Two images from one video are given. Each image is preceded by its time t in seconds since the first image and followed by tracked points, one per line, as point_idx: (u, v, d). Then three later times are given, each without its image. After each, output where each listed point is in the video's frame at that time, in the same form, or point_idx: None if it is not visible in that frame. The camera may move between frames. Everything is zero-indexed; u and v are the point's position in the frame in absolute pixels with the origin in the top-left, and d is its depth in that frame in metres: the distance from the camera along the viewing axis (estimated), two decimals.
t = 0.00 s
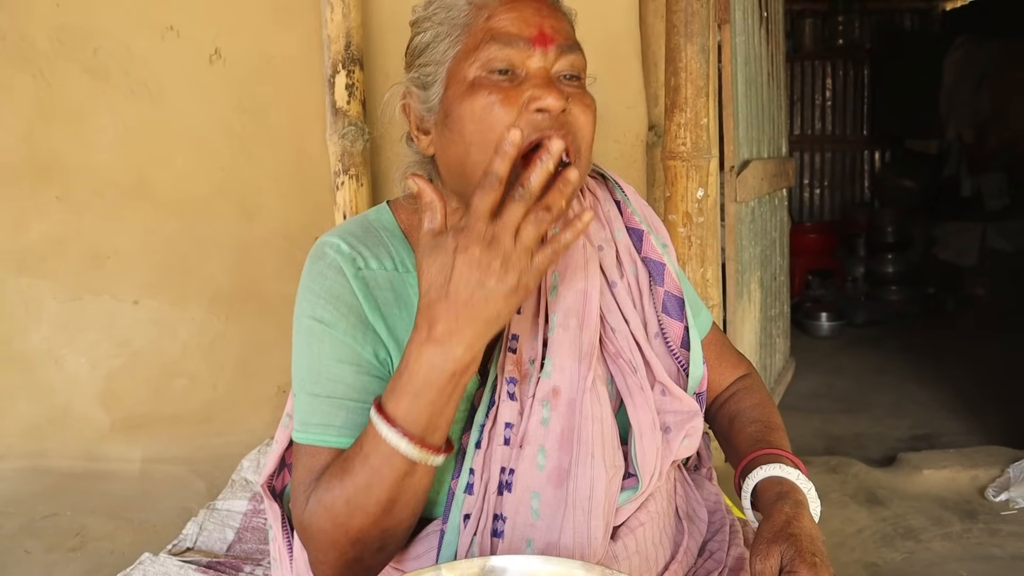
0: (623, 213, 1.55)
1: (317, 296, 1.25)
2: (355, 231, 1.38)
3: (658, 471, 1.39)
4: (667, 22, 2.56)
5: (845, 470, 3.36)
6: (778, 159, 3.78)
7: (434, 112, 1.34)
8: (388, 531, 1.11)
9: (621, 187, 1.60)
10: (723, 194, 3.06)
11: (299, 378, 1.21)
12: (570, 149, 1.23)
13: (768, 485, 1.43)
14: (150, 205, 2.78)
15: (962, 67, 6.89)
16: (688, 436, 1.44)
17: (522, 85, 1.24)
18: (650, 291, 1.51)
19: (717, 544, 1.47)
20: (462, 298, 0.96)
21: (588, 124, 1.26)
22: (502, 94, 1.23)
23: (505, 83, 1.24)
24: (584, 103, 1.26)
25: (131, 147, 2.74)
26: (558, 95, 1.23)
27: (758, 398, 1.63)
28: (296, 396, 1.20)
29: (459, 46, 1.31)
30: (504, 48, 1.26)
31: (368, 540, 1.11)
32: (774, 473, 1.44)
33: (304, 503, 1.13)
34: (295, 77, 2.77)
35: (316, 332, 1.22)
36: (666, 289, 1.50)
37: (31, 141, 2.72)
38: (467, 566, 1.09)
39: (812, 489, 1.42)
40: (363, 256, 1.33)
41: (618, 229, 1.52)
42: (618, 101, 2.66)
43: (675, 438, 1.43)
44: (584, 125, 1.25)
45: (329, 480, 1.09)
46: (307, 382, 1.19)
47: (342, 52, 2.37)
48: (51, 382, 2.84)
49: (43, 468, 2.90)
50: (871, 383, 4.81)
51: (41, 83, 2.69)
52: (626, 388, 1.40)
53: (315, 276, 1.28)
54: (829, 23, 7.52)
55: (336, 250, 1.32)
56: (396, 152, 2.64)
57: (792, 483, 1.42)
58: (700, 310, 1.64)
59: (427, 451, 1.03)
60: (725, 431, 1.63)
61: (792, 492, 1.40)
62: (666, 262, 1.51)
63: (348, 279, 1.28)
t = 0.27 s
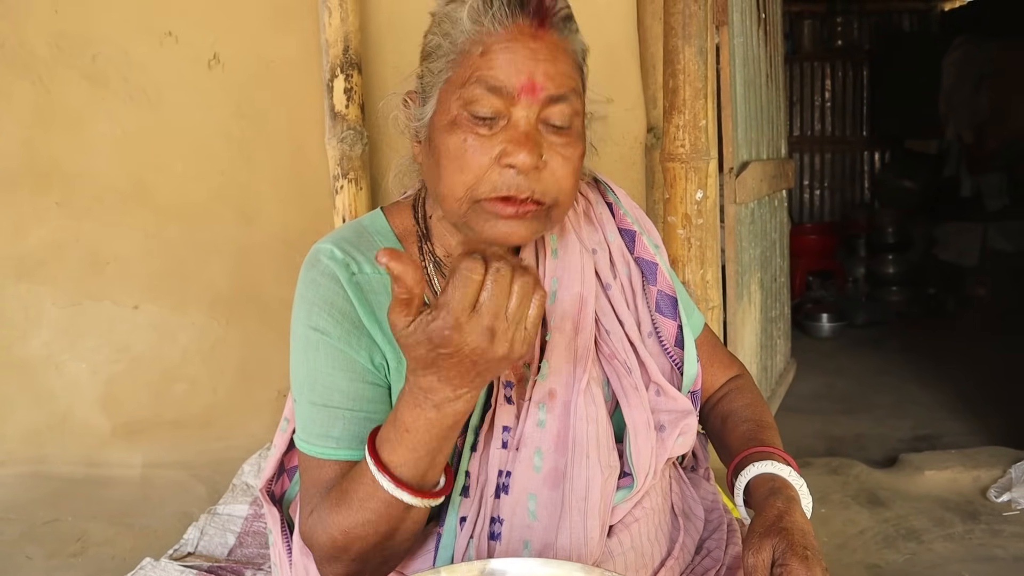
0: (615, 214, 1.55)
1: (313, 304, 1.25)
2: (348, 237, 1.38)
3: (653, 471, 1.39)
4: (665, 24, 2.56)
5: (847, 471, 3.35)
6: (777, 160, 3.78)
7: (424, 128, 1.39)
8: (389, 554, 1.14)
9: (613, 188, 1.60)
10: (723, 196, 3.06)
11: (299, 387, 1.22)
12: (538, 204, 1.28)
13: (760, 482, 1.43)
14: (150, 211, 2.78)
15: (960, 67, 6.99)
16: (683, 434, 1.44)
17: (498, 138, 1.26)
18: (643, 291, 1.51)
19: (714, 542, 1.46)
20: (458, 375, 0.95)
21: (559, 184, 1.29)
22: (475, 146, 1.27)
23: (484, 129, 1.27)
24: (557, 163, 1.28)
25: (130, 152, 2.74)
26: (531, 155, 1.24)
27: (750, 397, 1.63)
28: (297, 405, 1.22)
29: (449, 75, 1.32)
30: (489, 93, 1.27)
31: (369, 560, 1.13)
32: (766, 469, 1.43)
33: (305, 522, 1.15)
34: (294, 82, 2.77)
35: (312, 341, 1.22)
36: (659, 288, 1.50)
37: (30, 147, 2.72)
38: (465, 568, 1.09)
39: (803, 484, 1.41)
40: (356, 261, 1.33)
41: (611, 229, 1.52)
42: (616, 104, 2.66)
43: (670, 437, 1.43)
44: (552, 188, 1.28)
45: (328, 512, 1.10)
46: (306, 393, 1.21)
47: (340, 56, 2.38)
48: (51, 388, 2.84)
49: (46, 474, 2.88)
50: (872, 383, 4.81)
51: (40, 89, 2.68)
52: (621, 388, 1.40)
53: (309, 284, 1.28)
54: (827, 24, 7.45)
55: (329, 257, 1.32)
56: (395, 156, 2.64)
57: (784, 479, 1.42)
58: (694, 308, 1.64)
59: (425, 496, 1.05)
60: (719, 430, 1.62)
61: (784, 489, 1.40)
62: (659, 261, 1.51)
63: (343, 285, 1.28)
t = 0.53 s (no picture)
0: (618, 220, 1.56)
1: (321, 305, 1.25)
2: (350, 240, 1.39)
3: (655, 477, 1.39)
4: (665, 28, 2.56)
5: (847, 474, 3.35)
6: (778, 164, 3.79)
7: (421, 134, 1.41)
8: (414, 537, 1.12)
9: (615, 194, 1.61)
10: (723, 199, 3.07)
11: (310, 388, 1.20)
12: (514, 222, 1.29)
13: (761, 488, 1.43)
14: (150, 214, 2.78)
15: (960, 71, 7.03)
16: (684, 440, 1.44)
17: (483, 152, 1.26)
18: (646, 296, 1.52)
19: (714, 548, 1.46)
20: (467, 297, 1.05)
21: (539, 204, 1.30)
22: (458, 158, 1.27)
23: (470, 143, 1.27)
24: (540, 184, 1.29)
25: (131, 155, 2.74)
26: (513, 175, 1.25)
27: (751, 403, 1.63)
28: (308, 406, 1.20)
29: (448, 86, 1.34)
30: (480, 110, 1.28)
31: (396, 545, 1.11)
32: (766, 476, 1.43)
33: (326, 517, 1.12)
34: (294, 85, 2.77)
35: (321, 341, 1.21)
36: (662, 293, 1.51)
37: (31, 150, 2.72)
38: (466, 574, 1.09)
39: (803, 491, 1.42)
40: (360, 264, 1.33)
41: (613, 236, 1.53)
42: (617, 108, 2.66)
43: (672, 442, 1.43)
44: (531, 209, 1.29)
45: (350, 499, 1.08)
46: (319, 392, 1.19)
47: (341, 60, 2.38)
48: (52, 390, 2.84)
49: (46, 476, 2.89)
50: (873, 387, 4.80)
51: (41, 92, 2.69)
52: (623, 394, 1.41)
53: (314, 286, 1.27)
54: (829, 26, 7.50)
55: (333, 259, 1.32)
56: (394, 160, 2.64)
57: (784, 485, 1.42)
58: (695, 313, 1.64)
59: (449, 453, 1.06)
60: (719, 436, 1.62)
61: (784, 496, 1.40)
62: (661, 267, 1.52)
63: (350, 287, 1.28)
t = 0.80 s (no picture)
0: (623, 222, 1.56)
1: (325, 317, 1.25)
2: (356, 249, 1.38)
3: (660, 478, 1.39)
4: (664, 30, 2.56)
5: (848, 476, 3.35)
6: (778, 166, 3.79)
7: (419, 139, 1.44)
8: (428, 541, 1.11)
9: (619, 197, 1.61)
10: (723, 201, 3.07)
11: (317, 401, 1.21)
12: (494, 233, 1.32)
13: (764, 490, 1.43)
14: (151, 217, 2.78)
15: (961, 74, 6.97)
16: (688, 441, 1.44)
17: (464, 165, 1.28)
18: (650, 297, 1.51)
19: (716, 551, 1.46)
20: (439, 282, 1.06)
21: (521, 216, 1.32)
22: (441, 171, 1.29)
23: (451, 157, 1.29)
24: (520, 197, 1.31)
25: (132, 158, 2.75)
26: (492, 189, 1.28)
27: (753, 405, 1.63)
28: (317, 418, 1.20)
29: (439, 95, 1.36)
30: (462, 122, 1.29)
31: (411, 549, 1.10)
32: (769, 478, 1.44)
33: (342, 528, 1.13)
34: (295, 88, 2.78)
35: (326, 353, 1.22)
36: (667, 294, 1.50)
37: (32, 153, 2.72)
38: None
39: (807, 493, 1.41)
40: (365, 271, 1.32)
41: (618, 238, 1.53)
42: (617, 110, 2.67)
43: (676, 444, 1.42)
44: (512, 220, 1.31)
45: (360, 508, 1.08)
46: (327, 405, 1.19)
47: (341, 62, 2.38)
48: (52, 393, 2.84)
49: (46, 479, 2.89)
50: (873, 389, 4.80)
51: (42, 95, 2.70)
52: (628, 396, 1.41)
53: (318, 297, 1.27)
54: (829, 29, 7.49)
55: (336, 269, 1.31)
56: (395, 162, 2.65)
57: (788, 487, 1.42)
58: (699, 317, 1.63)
59: (446, 447, 1.04)
60: (721, 438, 1.63)
61: (787, 497, 1.40)
62: (666, 268, 1.52)
63: (355, 297, 1.28)
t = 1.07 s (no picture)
0: (623, 221, 1.56)
1: (322, 327, 1.24)
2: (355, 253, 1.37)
3: (659, 478, 1.39)
4: (665, 29, 2.56)
5: (850, 476, 3.34)
6: (779, 165, 3.79)
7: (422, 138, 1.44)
8: None
9: (620, 195, 1.61)
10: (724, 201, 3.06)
11: (315, 412, 1.22)
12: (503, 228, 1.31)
13: (768, 487, 1.43)
14: (152, 217, 2.79)
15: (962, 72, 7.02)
16: (688, 442, 1.43)
17: (471, 160, 1.29)
18: (651, 297, 1.51)
19: (717, 550, 1.45)
20: (444, 386, 0.91)
21: (530, 207, 1.31)
22: (449, 167, 1.30)
23: (458, 152, 1.30)
24: (529, 188, 1.30)
25: (133, 159, 2.75)
26: (500, 181, 1.28)
27: (755, 404, 1.63)
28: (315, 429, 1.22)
29: (441, 92, 1.36)
30: (466, 116, 1.29)
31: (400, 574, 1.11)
32: (773, 475, 1.43)
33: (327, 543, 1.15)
34: (295, 88, 2.78)
35: (321, 366, 1.22)
36: (667, 294, 1.50)
37: (33, 154, 2.72)
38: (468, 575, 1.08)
39: (811, 490, 1.41)
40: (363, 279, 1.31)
41: (618, 237, 1.53)
42: (618, 109, 2.66)
43: (675, 445, 1.42)
44: (521, 212, 1.31)
45: (346, 534, 1.09)
46: (322, 418, 1.21)
47: (342, 62, 2.38)
48: (54, 394, 2.84)
49: (48, 479, 2.89)
50: (875, 388, 4.80)
51: (43, 95, 2.70)
52: (628, 395, 1.40)
53: (315, 306, 1.27)
54: (830, 28, 7.48)
55: (334, 276, 1.29)
56: (395, 162, 2.65)
57: (792, 484, 1.42)
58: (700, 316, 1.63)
59: (430, 526, 1.02)
60: (724, 436, 1.62)
61: (792, 494, 1.40)
62: (667, 267, 1.51)
63: (353, 305, 1.28)
